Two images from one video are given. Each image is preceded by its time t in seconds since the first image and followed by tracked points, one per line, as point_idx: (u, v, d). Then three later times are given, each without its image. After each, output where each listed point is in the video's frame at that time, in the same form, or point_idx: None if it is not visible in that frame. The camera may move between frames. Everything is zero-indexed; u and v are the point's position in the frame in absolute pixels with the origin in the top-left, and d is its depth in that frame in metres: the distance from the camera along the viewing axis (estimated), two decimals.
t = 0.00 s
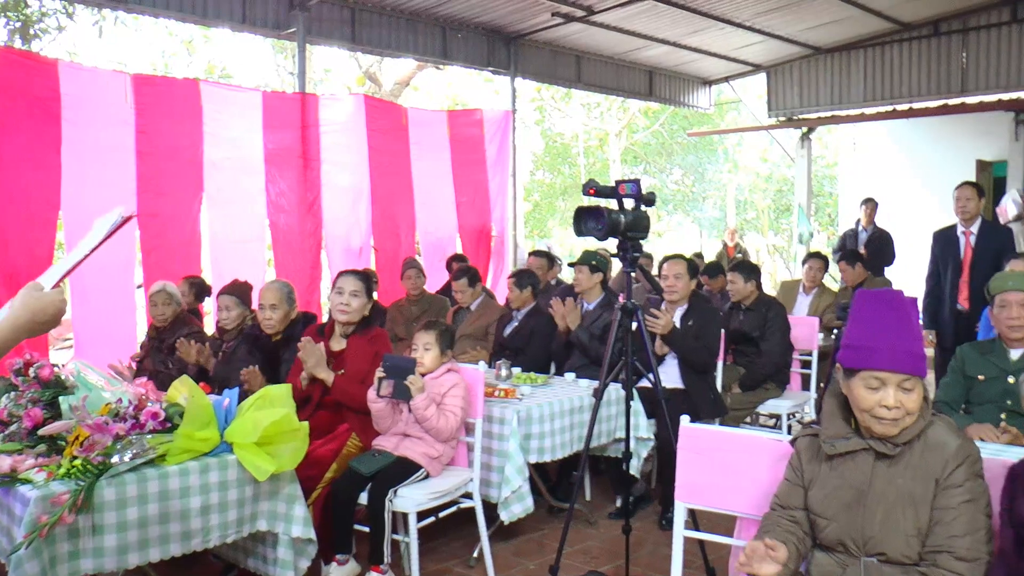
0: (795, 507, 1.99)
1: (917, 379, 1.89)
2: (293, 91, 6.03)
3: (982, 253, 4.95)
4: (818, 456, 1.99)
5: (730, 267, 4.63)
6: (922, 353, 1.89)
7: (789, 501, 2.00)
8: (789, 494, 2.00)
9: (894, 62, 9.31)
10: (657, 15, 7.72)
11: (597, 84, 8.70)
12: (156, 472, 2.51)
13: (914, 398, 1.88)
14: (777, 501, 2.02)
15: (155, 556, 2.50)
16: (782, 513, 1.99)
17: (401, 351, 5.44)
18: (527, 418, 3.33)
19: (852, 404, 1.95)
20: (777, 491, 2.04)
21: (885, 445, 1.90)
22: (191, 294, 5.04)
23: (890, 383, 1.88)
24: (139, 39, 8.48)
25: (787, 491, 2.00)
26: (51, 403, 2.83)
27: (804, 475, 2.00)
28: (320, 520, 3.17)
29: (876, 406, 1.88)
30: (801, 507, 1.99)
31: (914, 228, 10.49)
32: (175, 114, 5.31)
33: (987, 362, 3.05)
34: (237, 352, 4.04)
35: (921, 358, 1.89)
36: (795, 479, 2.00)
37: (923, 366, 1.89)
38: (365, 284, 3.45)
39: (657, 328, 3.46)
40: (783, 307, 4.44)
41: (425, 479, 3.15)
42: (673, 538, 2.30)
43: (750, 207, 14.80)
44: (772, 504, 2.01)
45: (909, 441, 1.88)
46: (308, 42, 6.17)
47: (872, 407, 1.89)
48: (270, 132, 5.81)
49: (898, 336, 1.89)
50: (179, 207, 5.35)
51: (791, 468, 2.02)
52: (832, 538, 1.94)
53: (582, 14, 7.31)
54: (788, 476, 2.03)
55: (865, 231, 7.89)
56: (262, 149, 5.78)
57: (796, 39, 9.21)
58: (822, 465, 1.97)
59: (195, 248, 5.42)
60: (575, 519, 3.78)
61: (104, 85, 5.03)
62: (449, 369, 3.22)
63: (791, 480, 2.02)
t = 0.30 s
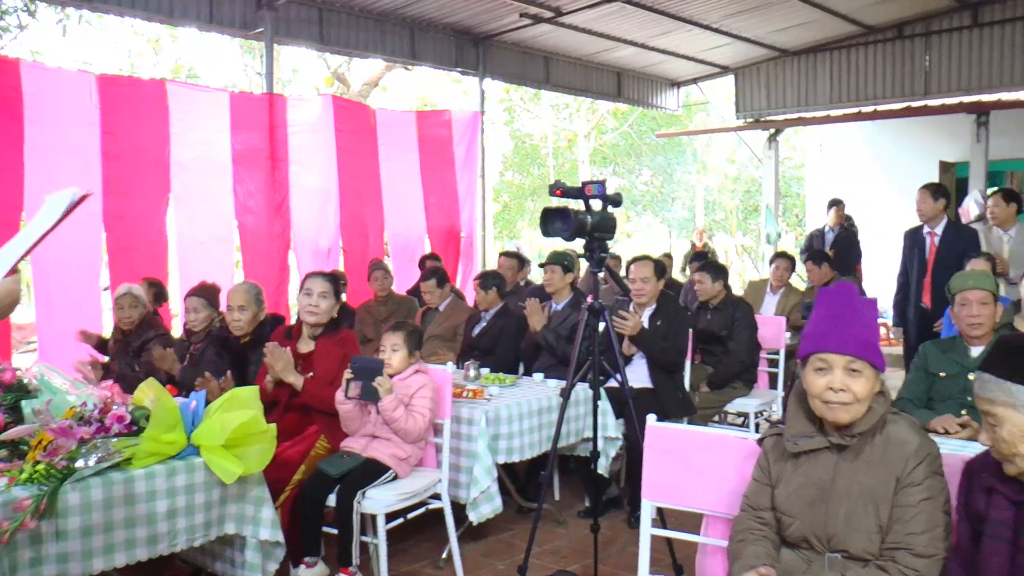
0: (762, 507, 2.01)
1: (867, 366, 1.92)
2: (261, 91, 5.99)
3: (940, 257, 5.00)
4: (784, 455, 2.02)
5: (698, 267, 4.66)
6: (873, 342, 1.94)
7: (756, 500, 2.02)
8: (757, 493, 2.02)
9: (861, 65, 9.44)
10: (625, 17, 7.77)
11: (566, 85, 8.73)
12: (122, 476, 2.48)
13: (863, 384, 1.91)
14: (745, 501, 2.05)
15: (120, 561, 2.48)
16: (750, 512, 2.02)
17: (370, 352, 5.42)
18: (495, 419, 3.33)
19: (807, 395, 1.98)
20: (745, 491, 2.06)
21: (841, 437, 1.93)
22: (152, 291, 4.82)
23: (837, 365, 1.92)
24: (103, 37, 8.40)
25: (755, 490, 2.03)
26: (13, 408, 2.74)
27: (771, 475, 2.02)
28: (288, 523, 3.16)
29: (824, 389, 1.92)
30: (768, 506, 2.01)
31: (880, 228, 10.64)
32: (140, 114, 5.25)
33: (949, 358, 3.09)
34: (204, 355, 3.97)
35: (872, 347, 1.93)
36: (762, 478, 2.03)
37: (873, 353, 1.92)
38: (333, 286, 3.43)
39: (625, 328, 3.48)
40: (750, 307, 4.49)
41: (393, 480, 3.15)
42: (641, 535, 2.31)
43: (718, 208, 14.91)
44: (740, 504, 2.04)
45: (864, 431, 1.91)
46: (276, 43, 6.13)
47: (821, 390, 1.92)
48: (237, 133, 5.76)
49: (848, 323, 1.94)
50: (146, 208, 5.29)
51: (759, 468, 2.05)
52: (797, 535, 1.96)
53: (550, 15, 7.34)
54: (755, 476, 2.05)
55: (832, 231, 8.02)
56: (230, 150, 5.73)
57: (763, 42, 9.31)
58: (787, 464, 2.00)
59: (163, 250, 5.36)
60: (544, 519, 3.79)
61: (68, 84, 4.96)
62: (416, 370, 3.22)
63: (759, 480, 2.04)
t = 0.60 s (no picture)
0: (727, 505, 2.03)
1: (822, 356, 1.96)
2: (228, 91, 5.93)
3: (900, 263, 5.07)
4: (747, 453, 2.04)
5: (666, 267, 4.68)
6: (830, 337, 1.98)
7: (721, 499, 2.04)
8: (722, 491, 2.05)
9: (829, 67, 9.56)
10: (594, 18, 7.81)
11: (535, 86, 8.75)
12: (87, 480, 2.44)
13: (818, 372, 1.94)
14: (710, 500, 2.07)
15: (85, 566, 2.44)
16: (715, 511, 2.04)
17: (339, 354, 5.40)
18: (463, 420, 3.33)
19: (766, 390, 2.02)
20: (711, 489, 2.08)
21: (801, 430, 1.96)
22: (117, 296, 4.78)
23: (791, 354, 1.97)
24: (66, 36, 8.34)
25: (719, 489, 2.05)
26: None
27: (735, 473, 2.04)
28: (257, 527, 3.10)
29: (780, 378, 1.96)
30: (733, 504, 2.03)
31: (847, 228, 10.77)
32: (106, 114, 5.19)
33: (912, 356, 3.14)
34: (172, 356, 3.89)
35: (827, 339, 1.98)
36: (726, 477, 2.05)
37: (827, 344, 1.96)
38: (302, 287, 3.40)
39: (594, 330, 3.49)
40: (717, 306, 4.53)
41: (361, 482, 3.14)
42: (607, 534, 2.32)
43: (688, 208, 14.99)
44: (706, 503, 2.06)
45: (823, 423, 1.94)
46: (243, 42, 6.08)
47: (777, 379, 1.96)
48: (205, 133, 5.71)
49: (805, 314, 1.99)
50: (112, 209, 5.22)
51: (723, 467, 2.07)
52: (761, 532, 1.99)
53: (518, 16, 7.35)
54: (720, 475, 2.07)
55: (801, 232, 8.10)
56: (197, 150, 5.68)
57: (732, 44, 9.40)
58: (750, 462, 2.02)
59: (129, 250, 5.30)
60: (513, 519, 3.80)
61: (31, 83, 4.88)
62: (384, 371, 3.21)
63: (724, 478, 2.06)
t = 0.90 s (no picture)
0: (698, 504, 2.04)
1: (778, 365, 1.95)
2: (202, 91, 5.89)
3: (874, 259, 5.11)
4: (716, 452, 2.05)
5: (640, 267, 4.69)
6: (787, 343, 1.96)
7: (691, 498, 2.06)
8: (692, 491, 2.06)
9: (804, 68, 9.64)
10: (568, 19, 7.83)
11: (510, 86, 8.77)
12: (56, 484, 2.41)
13: (773, 382, 1.94)
14: (681, 499, 2.08)
15: (54, 571, 2.39)
16: (685, 509, 2.05)
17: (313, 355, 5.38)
18: (436, 420, 3.32)
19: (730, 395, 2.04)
20: (682, 488, 2.10)
21: (768, 429, 1.97)
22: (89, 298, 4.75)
23: (746, 364, 1.97)
24: (37, 33, 8.21)
25: (690, 488, 2.07)
26: None
27: (705, 473, 2.06)
28: (230, 531, 3.08)
29: (736, 388, 1.97)
30: (703, 503, 2.04)
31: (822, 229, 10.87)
32: (77, 114, 5.14)
33: (883, 354, 3.17)
34: (144, 358, 3.87)
35: (784, 347, 1.96)
36: (697, 476, 2.06)
37: (782, 353, 1.95)
38: (274, 288, 3.38)
39: (567, 330, 3.51)
40: (691, 306, 4.55)
41: (334, 483, 3.13)
42: (579, 534, 2.31)
43: (663, 209, 15.03)
44: (677, 502, 2.07)
45: (791, 422, 1.95)
46: (217, 42, 6.04)
47: (734, 389, 1.97)
48: (178, 133, 5.66)
49: (762, 322, 1.98)
50: (83, 210, 5.17)
51: (693, 466, 2.08)
52: (731, 530, 2.00)
53: (493, 16, 7.36)
54: (691, 474, 2.09)
55: (776, 232, 8.15)
56: (170, 150, 5.63)
57: (706, 45, 9.45)
58: (719, 461, 2.03)
59: (101, 251, 5.25)
60: (487, 520, 3.80)
61: None
62: (357, 372, 3.19)
63: (694, 477, 2.07)
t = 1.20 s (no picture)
0: (673, 501, 2.05)
1: (733, 370, 1.94)
2: (180, 91, 5.85)
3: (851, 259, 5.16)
4: (692, 450, 2.06)
5: (618, 267, 4.70)
6: (742, 348, 1.95)
7: (667, 496, 2.07)
8: (668, 488, 2.07)
9: (784, 70, 9.70)
10: (547, 20, 7.85)
11: (489, 87, 8.77)
12: (29, 487, 2.38)
13: (728, 387, 1.94)
14: (658, 497, 2.09)
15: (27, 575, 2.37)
16: (661, 507, 2.06)
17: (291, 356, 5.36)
18: (414, 421, 3.32)
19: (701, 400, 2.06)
20: (659, 487, 2.11)
21: (743, 427, 1.97)
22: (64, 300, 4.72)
23: (701, 371, 1.98)
24: (12, 32, 8.12)
25: (666, 486, 2.08)
26: None
27: (681, 471, 2.07)
28: (207, 531, 3.04)
29: (697, 394, 2.00)
30: (679, 501, 2.05)
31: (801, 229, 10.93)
32: (53, 113, 5.09)
33: (859, 352, 3.19)
34: (121, 360, 3.86)
35: (741, 352, 1.95)
36: (673, 474, 2.07)
37: (736, 359, 1.94)
38: (249, 289, 3.37)
39: (545, 329, 3.52)
40: (669, 306, 4.57)
41: (312, 485, 3.12)
42: (555, 534, 2.31)
43: (643, 209, 15.06)
44: (653, 500, 2.08)
45: (766, 420, 1.96)
46: (195, 42, 6.01)
47: (695, 395, 2.00)
48: (155, 133, 5.62)
49: (718, 328, 1.99)
50: (60, 210, 5.12)
51: (670, 464, 2.09)
52: (705, 527, 2.01)
53: (472, 17, 7.36)
54: (667, 472, 2.10)
55: (755, 233, 8.18)
56: (148, 151, 5.59)
57: (686, 46, 9.49)
58: (695, 459, 2.04)
59: (78, 252, 5.21)
60: (465, 520, 3.80)
61: None
62: (335, 373, 3.19)
63: (671, 475, 2.08)
